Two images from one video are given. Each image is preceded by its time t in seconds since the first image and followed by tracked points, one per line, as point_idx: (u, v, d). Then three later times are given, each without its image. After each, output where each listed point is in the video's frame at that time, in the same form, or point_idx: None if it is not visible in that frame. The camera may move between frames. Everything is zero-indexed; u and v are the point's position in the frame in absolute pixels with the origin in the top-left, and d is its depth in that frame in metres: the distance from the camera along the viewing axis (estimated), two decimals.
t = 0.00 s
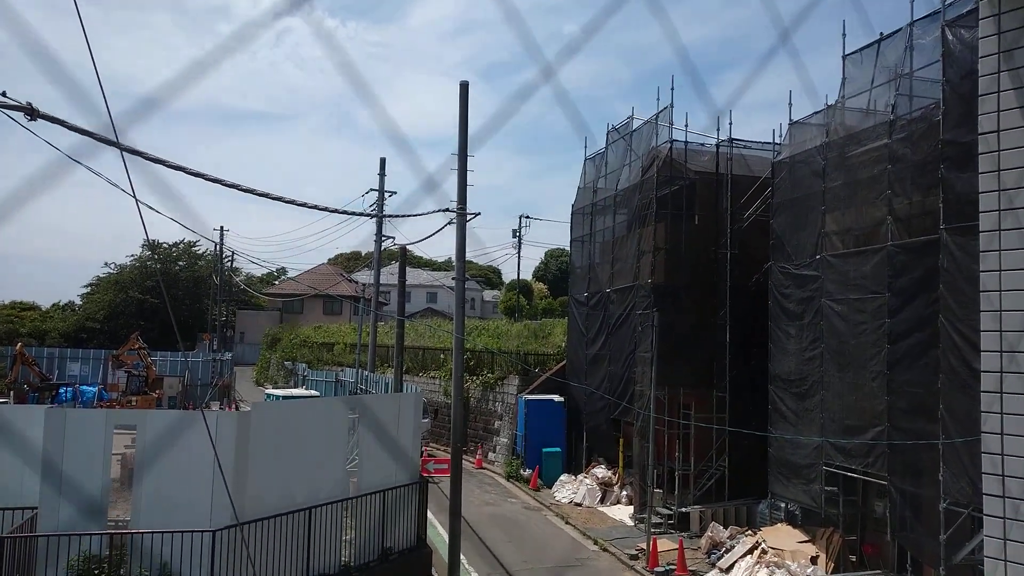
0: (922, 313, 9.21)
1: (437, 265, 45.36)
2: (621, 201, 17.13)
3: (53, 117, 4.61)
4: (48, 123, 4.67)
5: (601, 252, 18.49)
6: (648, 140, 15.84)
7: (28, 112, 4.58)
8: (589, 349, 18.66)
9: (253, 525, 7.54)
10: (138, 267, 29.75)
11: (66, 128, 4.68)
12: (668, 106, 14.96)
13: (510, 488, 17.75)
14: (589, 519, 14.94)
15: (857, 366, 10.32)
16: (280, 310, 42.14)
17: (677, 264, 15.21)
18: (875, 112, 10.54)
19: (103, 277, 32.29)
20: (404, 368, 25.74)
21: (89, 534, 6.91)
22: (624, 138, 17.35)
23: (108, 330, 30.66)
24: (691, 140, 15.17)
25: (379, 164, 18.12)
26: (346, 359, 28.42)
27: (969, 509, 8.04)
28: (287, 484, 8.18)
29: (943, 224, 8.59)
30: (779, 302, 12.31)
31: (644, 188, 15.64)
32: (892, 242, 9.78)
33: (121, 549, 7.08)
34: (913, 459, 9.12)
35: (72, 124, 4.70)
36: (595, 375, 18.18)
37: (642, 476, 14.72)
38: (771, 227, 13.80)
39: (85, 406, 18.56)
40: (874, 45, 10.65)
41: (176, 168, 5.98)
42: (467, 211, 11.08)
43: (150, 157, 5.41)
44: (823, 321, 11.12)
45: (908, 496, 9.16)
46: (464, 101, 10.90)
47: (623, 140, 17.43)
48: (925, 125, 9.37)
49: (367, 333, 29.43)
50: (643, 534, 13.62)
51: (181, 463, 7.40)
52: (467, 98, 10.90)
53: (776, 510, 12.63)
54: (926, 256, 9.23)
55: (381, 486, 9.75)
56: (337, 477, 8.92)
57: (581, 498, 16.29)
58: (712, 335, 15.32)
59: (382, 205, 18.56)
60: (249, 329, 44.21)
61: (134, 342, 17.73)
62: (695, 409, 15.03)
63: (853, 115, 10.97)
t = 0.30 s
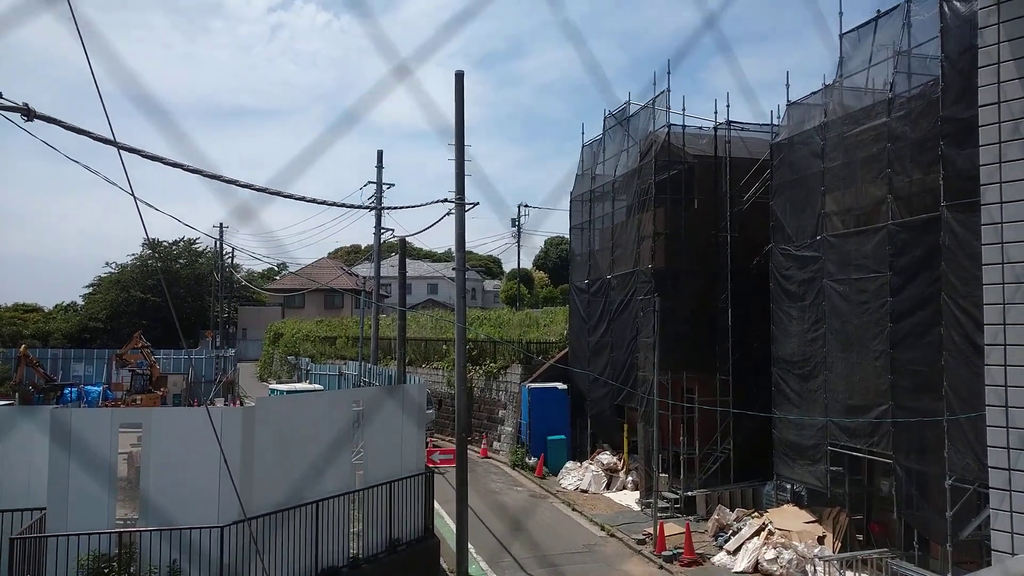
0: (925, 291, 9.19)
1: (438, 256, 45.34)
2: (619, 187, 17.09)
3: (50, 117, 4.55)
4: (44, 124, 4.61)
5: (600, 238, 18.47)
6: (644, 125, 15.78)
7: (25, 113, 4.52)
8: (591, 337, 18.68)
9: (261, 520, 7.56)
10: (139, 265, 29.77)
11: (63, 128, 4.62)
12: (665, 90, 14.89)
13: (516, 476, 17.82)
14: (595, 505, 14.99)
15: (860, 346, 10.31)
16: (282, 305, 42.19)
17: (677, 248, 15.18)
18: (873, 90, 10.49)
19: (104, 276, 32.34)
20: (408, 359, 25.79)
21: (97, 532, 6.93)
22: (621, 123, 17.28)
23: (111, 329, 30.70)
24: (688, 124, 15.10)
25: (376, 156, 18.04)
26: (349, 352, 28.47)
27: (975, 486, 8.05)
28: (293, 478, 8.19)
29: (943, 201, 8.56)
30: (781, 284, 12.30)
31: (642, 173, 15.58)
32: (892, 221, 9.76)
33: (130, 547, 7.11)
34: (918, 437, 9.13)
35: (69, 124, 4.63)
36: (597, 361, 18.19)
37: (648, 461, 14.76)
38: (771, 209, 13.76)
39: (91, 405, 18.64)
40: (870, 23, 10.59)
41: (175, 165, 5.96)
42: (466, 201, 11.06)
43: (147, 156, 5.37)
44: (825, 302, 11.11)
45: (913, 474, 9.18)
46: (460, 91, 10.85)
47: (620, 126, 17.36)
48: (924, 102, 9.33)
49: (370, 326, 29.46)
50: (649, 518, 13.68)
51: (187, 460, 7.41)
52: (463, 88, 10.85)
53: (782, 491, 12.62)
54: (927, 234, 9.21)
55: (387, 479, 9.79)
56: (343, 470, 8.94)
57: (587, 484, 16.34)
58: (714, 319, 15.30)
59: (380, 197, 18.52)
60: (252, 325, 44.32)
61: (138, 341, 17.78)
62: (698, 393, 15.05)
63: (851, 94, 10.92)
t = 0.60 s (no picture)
0: (924, 276, 9.17)
1: (438, 256, 45.38)
2: (617, 181, 17.07)
3: (45, 128, 4.50)
4: (40, 134, 4.57)
5: (599, 233, 18.46)
6: (640, 118, 15.75)
7: (20, 124, 4.49)
8: (593, 332, 18.67)
9: (268, 524, 7.58)
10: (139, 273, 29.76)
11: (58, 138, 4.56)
12: (660, 83, 14.86)
13: (522, 473, 17.83)
14: (602, 500, 14.99)
15: (862, 334, 10.30)
16: (283, 309, 42.18)
17: (677, 241, 15.16)
18: (867, 78, 10.47)
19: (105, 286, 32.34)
20: (411, 360, 25.79)
21: (104, 542, 6.93)
22: (617, 118, 17.25)
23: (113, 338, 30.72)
24: (684, 116, 15.07)
25: (373, 158, 18.02)
26: (352, 355, 28.47)
27: (980, 469, 8.04)
28: (299, 482, 8.19)
29: (940, 186, 8.54)
30: (781, 274, 12.28)
31: (639, 166, 15.55)
32: (890, 207, 9.74)
33: (137, 555, 7.11)
34: (923, 423, 9.12)
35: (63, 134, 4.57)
36: (600, 356, 18.20)
37: (653, 455, 14.75)
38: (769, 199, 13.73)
39: (94, 415, 18.62)
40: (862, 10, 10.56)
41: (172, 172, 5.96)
42: (464, 200, 11.04)
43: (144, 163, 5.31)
44: (825, 290, 11.09)
45: (918, 460, 9.18)
46: (454, 90, 10.84)
47: (616, 120, 17.34)
48: (918, 88, 9.31)
49: (371, 328, 29.44)
50: (657, 512, 13.68)
51: (192, 466, 7.41)
52: (457, 86, 10.84)
53: (789, 481, 12.60)
54: (925, 220, 9.18)
55: (393, 480, 9.80)
56: (349, 473, 8.95)
57: (593, 480, 16.34)
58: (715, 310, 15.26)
59: (378, 198, 18.50)
60: (254, 331, 44.35)
61: (140, 349, 17.79)
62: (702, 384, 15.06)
63: (845, 82, 10.89)
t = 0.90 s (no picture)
0: (918, 269, 9.21)
1: (435, 255, 45.40)
2: (613, 178, 17.07)
3: (34, 130, 4.43)
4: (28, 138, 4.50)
5: (595, 231, 18.47)
6: (634, 116, 15.76)
7: (8, 127, 4.41)
8: (590, 329, 18.68)
9: (267, 527, 7.57)
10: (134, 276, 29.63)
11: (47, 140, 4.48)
12: (654, 80, 14.86)
13: (521, 471, 17.84)
14: (601, 497, 15.01)
15: (857, 327, 10.33)
16: (280, 311, 42.11)
17: (673, 238, 15.16)
18: (859, 73, 10.49)
19: (101, 290, 32.26)
20: (408, 360, 25.80)
21: (102, 547, 6.92)
22: (612, 115, 17.26)
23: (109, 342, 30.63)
24: (678, 113, 15.07)
25: (368, 158, 18.00)
26: (349, 355, 28.45)
27: (975, 460, 8.06)
28: (298, 484, 8.19)
29: (932, 179, 8.56)
30: (776, 268, 12.30)
31: (635, 163, 15.56)
32: (883, 201, 9.76)
33: (136, 559, 7.10)
34: (919, 415, 9.15)
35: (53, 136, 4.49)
36: (598, 353, 18.22)
37: (652, 450, 14.78)
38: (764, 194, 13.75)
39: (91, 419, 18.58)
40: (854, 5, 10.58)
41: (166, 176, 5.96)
42: (459, 200, 11.04)
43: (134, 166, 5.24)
44: (820, 284, 11.12)
45: (915, 451, 9.21)
46: (447, 90, 10.85)
47: (611, 118, 17.35)
48: (910, 82, 9.31)
49: (369, 329, 29.41)
50: (656, 507, 13.71)
51: (191, 470, 7.41)
52: (450, 87, 10.84)
53: (786, 475, 12.63)
54: (919, 213, 9.20)
55: (392, 480, 9.81)
56: (348, 474, 8.96)
57: (593, 477, 16.36)
58: (712, 306, 15.28)
59: (373, 199, 18.47)
60: (251, 333, 44.34)
61: (136, 352, 17.82)
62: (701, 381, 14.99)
63: (837, 77, 10.92)
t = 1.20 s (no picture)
0: (918, 274, 9.23)
1: (433, 253, 45.40)
2: (613, 178, 17.08)
3: (37, 126, 4.38)
4: (33, 132, 4.43)
5: (594, 230, 18.47)
6: (635, 116, 15.76)
7: (12, 122, 4.36)
8: (588, 329, 18.69)
9: (263, 522, 7.57)
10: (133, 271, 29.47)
11: (50, 136, 4.43)
12: (655, 80, 14.86)
13: (517, 470, 17.84)
14: (597, 497, 15.03)
15: (856, 331, 10.35)
16: (278, 307, 42.06)
17: (672, 238, 15.16)
18: (861, 74, 10.50)
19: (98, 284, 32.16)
20: (405, 357, 25.79)
21: (100, 540, 6.91)
22: (612, 114, 17.26)
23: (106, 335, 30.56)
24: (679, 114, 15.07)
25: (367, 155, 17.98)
26: (346, 352, 28.43)
27: (973, 466, 8.09)
28: (294, 479, 8.18)
29: (935, 183, 8.57)
30: (776, 271, 12.32)
31: (635, 163, 15.55)
32: (884, 204, 9.78)
33: (132, 553, 7.09)
34: (917, 419, 9.17)
35: (56, 132, 4.44)
36: (595, 353, 18.23)
37: (649, 451, 14.80)
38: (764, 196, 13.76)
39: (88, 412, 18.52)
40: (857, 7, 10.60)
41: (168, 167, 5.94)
42: (459, 196, 11.04)
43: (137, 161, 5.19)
44: (820, 287, 11.14)
45: (912, 456, 9.24)
46: (449, 86, 10.83)
47: (611, 117, 17.35)
48: (912, 85, 9.33)
49: (367, 325, 29.38)
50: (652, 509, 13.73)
51: (187, 464, 7.40)
52: (452, 83, 10.82)
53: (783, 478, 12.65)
54: (920, 217, 9.22)
55: (388, 477, 9.81)
56: (344, 470, 8.95)
57: (589, 477, 16.37)
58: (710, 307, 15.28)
59: (373, 195, 18.45)
60: (248, 329, 44.33)
61: (134, 347, 17.73)
62: (697, 382, 15.01)
63: (840, 79, 10.94)
